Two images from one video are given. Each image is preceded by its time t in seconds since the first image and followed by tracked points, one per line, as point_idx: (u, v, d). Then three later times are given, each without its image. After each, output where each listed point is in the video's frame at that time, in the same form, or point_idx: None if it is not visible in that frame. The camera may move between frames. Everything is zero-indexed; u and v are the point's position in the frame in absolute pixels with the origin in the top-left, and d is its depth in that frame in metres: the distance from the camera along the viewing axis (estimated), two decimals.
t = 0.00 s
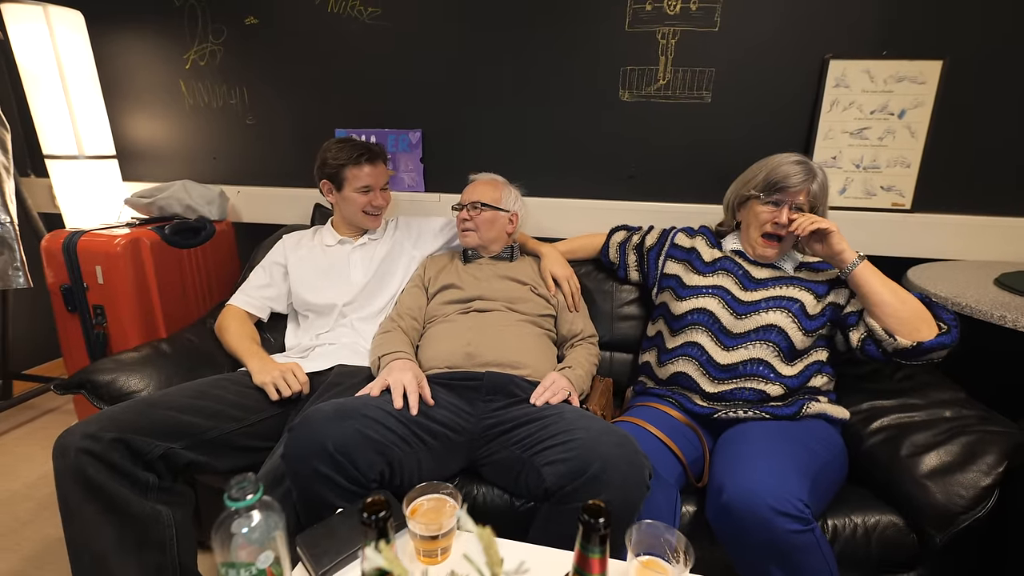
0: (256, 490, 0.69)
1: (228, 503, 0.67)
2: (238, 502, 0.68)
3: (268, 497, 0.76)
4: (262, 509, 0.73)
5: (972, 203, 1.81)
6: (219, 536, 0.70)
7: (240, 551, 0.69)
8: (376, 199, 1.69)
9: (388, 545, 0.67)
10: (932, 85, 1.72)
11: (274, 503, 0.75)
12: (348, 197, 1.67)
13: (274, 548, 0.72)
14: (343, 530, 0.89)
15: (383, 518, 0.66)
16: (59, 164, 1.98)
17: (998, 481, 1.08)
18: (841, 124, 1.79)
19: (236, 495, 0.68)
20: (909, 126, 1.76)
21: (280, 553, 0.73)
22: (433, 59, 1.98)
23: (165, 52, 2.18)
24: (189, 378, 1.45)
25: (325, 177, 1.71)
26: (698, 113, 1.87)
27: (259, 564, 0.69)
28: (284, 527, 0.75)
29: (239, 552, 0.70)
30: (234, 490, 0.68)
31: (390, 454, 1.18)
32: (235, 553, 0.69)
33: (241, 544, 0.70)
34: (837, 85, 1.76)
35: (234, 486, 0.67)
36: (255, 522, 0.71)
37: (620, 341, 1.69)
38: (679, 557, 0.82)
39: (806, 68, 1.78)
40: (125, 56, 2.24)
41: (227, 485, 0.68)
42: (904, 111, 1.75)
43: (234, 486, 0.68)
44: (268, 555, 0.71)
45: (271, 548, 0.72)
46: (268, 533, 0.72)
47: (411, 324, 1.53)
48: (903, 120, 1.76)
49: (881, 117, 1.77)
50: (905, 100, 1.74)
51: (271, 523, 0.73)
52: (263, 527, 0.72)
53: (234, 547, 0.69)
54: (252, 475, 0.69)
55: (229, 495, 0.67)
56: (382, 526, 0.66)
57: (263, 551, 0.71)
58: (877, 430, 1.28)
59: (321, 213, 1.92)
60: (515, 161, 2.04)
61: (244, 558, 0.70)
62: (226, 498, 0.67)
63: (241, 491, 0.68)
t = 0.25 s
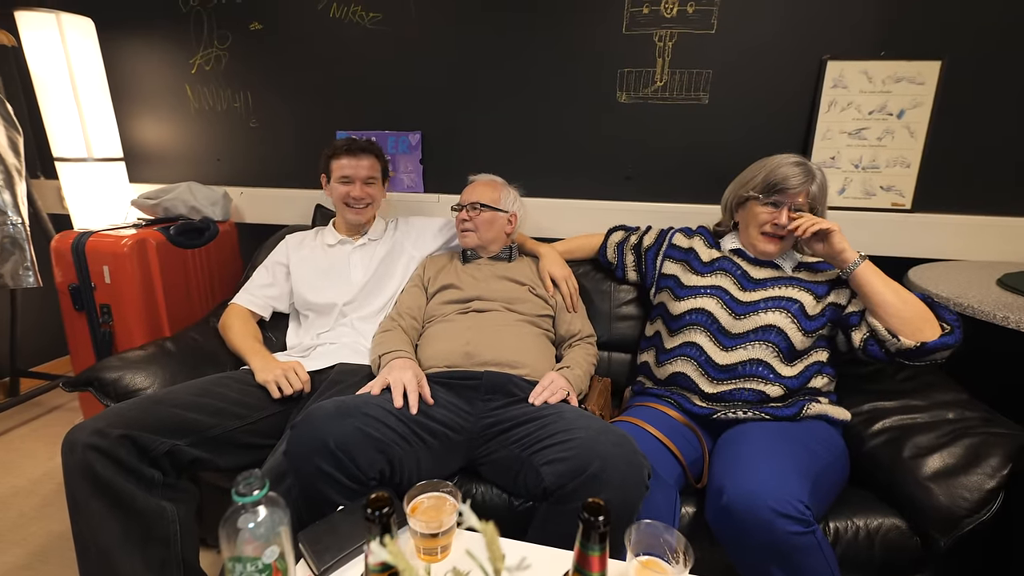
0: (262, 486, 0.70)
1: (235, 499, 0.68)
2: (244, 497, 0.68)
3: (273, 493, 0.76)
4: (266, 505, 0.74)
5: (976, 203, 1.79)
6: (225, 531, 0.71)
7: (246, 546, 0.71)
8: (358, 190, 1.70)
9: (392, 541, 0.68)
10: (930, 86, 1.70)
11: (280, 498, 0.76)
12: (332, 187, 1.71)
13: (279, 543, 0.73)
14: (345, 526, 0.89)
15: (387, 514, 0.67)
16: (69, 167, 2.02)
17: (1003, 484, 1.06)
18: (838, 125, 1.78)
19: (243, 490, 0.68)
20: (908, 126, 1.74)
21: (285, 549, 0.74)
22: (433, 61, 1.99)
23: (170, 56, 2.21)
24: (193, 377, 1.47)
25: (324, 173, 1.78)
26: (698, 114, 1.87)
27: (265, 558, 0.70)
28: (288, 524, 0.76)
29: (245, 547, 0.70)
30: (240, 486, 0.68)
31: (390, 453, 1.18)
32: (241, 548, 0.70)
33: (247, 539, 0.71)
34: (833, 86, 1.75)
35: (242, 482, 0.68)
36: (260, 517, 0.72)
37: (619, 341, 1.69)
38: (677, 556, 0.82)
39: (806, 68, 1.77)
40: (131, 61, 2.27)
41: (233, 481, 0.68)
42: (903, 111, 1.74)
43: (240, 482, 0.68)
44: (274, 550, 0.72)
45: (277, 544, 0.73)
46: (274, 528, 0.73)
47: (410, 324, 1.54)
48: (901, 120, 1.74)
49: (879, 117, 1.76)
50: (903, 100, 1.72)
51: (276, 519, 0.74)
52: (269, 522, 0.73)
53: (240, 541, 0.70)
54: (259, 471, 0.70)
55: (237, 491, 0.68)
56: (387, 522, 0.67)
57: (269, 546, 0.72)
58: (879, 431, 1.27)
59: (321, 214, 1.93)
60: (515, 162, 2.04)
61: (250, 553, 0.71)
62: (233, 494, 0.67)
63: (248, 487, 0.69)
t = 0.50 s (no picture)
0: (267, 482, 0.72)
1: (240, 494, 0.69)
2: (250, 493, 0.70)
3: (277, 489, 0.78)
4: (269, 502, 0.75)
5: (971, 208, 1.82)
6: (230, 527, 0.72)
7: (251, 540, 0.72)
8: (345, 182, 1.73)
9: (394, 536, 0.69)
10: (928, 92, 1.73)
11: (284, 494, 0.77)
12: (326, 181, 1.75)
13: (283, 538, 0.74)
14: (348, 523, 0.91)
15: (389, 510, 0.68)
16: (69, 163, 2.02)
17: (992, 484, 1.09)
18: (838, 130, 1.80)
19: (248, 486, 0.70)
20: (906, 132, 1.77)
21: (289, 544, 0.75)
22: (437, 62, 2.01)
23: (173, 54, 2.22)
24: (195, 374, 1.48)
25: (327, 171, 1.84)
26: (698, 118, 1.89)
27: (269, 553, 0.72)
28: (292, 520, 0.77)
29: (249, 543, 0.72)
30: (246, 482, 0.70)
31: (393, 451, 1.20)
32: (246, 543, 0.72)
33: (252, 534, 0.72)
34: (834, 92, 1.78)
35: (247, 477, 0.69)
36: (265, 513, 0.74)
37: (619, 341, 1.71)
38: (673, 553, 0.84)
39: (806, 74, 1.79)
40: (134, 58, 2.27)
41: (239, 477, 0.70)
42: (902, 117, 1.76)
43: (246, 478, 0.70)
44: (278, 545, 0.73)
45: (281, 539, 0.75)
46: (278, 524, 0.75)
47: (413, 323, 1.56)
48: (900, 126, 1.77)
49: (878, 123, 1.78)
50: (902, 106, 1.75)
51: (280, 515, 0.76)
52: (273, 518, 0.75)
53: (245, 536, 0.71)
54: (263, 467, 0.72)
55: (242, 486, 0.69)
56: (389, 517, 0.68)
57: (272, 541, 0.73)
58: (873, 432, 1.30)
59: (324, 213, 1.94)
60: (517, 163, 2.06)
61: (254, 548, 0.72)
62: (238, 489, 0.69)
63: (253, 483, 0.70)
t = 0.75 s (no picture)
0: (265, 485, 0.71)
1: (238, 497, 0.69)
2: (248, 495, 0.70)
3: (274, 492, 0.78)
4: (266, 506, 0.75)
5: (974, 209, 1.82)
6: (228, 530, 0.72)
7: (248, 544, 0.72)
8: (342, 182, 1.73)
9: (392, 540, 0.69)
10: (926, 94, 1.72)
11: (281, 497, 0.77)
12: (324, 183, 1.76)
13: (281, 542, 0.74)
14: (347, 525, 0.91)
15: (387, 513, 0.68)
16: (74, 164, 2.02)
17: (995, 486, 1.08)
18: (838, 131, 1.80)
19: (247, 489, 0.70)
20: (905, 133, 1.76)
21: (287, 548, 0.75)
22: (438, 63, 2.01)
23: (175, 55, 2.22)
24: (195, 374, 1.48)
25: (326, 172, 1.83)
26: (700, 119, 1.88)
27: (267, 556, 0.71)
28: (289, 523, 0.77)
29: (246, 546, 0.72)
30: (244, 484, 0.69)
31: (393, 452, 1.20)
32: (243, 547, 0.71)
33: (249, 537, 0.72)
34: (833, 93, 1.77)
35: (245, 480, 0.69)
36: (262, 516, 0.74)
37: (620, 341, 1.71)
38: (673, 556, 0.83)
39: (809, 75, 1.79)
40: (137, 59, 2.28)
41: (237, 479, 0.70)
42: (900, 119, 1.76)
43: (244, 481, 0.70)
44: (275, 549, 0.73)
45: (279, 542, 0.75)
46: (275, 527, 0.75)
47: (415, 323, 1.56)
48: (899, 127, 1.77)
49: (877, 125, 1.78)
50: (900, 108, 1.74)
51: (278, 518, 0.76)
52: (270, 521, 0.74)
53: (242, 539, 0.71)
54: (261, 470, 0.71)
55: (240, 489, 0.69)
56: (387, 520, 0.68)
57: (270, 544, 0.73)
58: (876, 433, 1.29)
59: (327, 212, 1.94)
60: (519, 164, 2.06)
61: (251, 552, 0.72)
62: (236, 492, 0.69)
63: (252, 486, 0.70)
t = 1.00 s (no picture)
0: (261, 484, 0.71)
1: (235, 496, 0.68)
2: (244, 495, 0.69)
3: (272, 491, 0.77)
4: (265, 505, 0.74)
5: (980, 209, 1.79)
6: (224, 528, 0.71)
7: (244, 542, 0.71)
8: (342, 185, 1.73)
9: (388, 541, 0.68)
10: (932, 92, 1.70)
11: (278, 496, 0.77)
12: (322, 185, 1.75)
13: (277, 541, 0.74)
14: (344, 525, 0.90)
15: (383, 514, 0.67)
16: (77, 164, 2.03)
17: (1002, 492, 1.06)
18: (841, 131, 1.77)
19: (243, 488, 0.69)
20: (909, 132, 1.74)
21: (283, 547, 0.75)
22: (438, 63, 2.01)
23: (178, 56, 2.23)
24: (196, 373, 1.48)
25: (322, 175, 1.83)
26: (701, 118, 1.87)
27: (263, 555, 0.71)
28: (286, 522, 0.76)
29: (243, 545, 0.71)
30: (240, 483, 0.69)
31: (389, 452, 1.19)
32: (239, 546, 0.71)
33: (245, 536, 0.71)
34: (835, 92, 1.75)
35: (241, 479, 0.69)
36: (259, 515, 0.73)
37: (620, 342, 1.70)
38: (672, 560, 0.82)
39: (811, 74, 1.77)
40: (140, 60, 2.29)
41: (233, 478, 0.69)
42: (905, 118, 1.73)
43: (240, 479, 0.69)
44: (271, 548, 0.73)
45: (276, 541, 0.74)
46: (272, 526, 0.74)
47: (412, 323, 1.55)
48: (903, 126, 1.74)
49: (881, 123, 1.75)
50: (905, 106, 1.72)
51: (274, 517, 0.75)
52: (267, 520, 0.74)
53: (239, 538, 0.71)
54: (258, 469, 0.71)
55: (237, 488, 0.68)
56: (383, 521, 0.67)
57: (266, 543, 0.72)
58: (879, 437, 1.27)
59: (326, 212, 1.94)
60: (519, 163, 2.05)
61: (248, 550, 0.71)
62: (232, 491, 0.68)
63: (247, 485, 0.69)
